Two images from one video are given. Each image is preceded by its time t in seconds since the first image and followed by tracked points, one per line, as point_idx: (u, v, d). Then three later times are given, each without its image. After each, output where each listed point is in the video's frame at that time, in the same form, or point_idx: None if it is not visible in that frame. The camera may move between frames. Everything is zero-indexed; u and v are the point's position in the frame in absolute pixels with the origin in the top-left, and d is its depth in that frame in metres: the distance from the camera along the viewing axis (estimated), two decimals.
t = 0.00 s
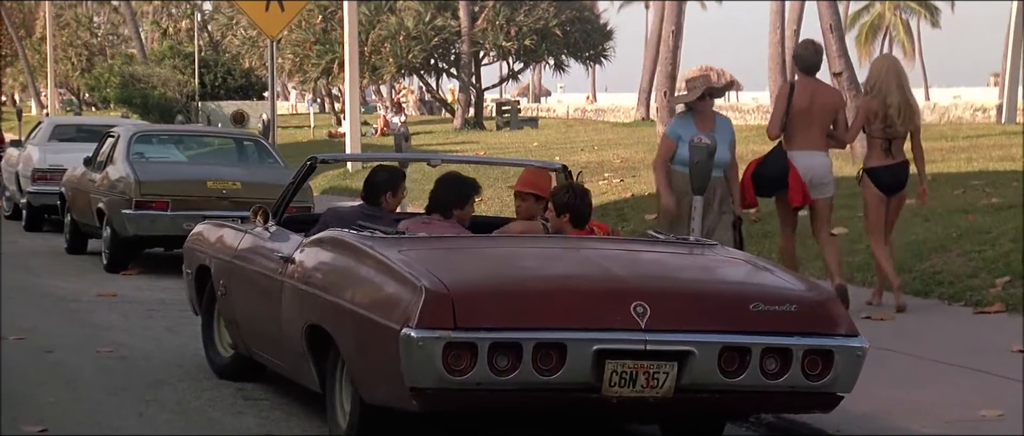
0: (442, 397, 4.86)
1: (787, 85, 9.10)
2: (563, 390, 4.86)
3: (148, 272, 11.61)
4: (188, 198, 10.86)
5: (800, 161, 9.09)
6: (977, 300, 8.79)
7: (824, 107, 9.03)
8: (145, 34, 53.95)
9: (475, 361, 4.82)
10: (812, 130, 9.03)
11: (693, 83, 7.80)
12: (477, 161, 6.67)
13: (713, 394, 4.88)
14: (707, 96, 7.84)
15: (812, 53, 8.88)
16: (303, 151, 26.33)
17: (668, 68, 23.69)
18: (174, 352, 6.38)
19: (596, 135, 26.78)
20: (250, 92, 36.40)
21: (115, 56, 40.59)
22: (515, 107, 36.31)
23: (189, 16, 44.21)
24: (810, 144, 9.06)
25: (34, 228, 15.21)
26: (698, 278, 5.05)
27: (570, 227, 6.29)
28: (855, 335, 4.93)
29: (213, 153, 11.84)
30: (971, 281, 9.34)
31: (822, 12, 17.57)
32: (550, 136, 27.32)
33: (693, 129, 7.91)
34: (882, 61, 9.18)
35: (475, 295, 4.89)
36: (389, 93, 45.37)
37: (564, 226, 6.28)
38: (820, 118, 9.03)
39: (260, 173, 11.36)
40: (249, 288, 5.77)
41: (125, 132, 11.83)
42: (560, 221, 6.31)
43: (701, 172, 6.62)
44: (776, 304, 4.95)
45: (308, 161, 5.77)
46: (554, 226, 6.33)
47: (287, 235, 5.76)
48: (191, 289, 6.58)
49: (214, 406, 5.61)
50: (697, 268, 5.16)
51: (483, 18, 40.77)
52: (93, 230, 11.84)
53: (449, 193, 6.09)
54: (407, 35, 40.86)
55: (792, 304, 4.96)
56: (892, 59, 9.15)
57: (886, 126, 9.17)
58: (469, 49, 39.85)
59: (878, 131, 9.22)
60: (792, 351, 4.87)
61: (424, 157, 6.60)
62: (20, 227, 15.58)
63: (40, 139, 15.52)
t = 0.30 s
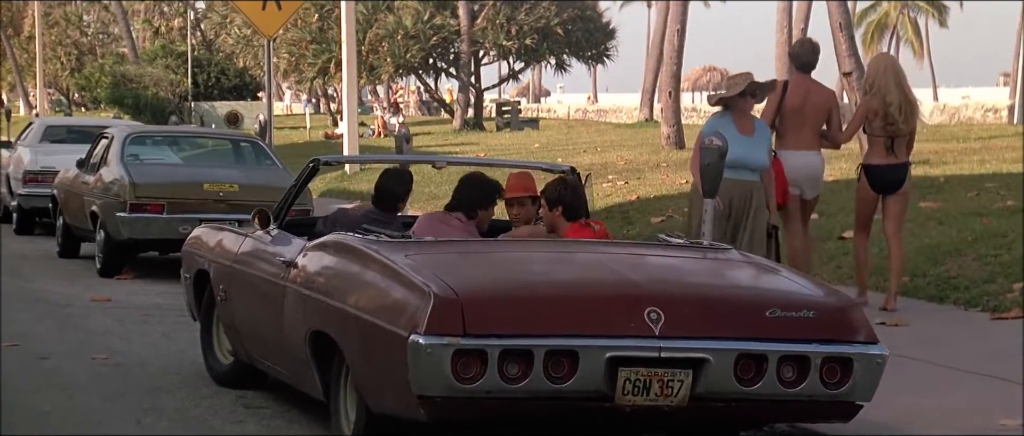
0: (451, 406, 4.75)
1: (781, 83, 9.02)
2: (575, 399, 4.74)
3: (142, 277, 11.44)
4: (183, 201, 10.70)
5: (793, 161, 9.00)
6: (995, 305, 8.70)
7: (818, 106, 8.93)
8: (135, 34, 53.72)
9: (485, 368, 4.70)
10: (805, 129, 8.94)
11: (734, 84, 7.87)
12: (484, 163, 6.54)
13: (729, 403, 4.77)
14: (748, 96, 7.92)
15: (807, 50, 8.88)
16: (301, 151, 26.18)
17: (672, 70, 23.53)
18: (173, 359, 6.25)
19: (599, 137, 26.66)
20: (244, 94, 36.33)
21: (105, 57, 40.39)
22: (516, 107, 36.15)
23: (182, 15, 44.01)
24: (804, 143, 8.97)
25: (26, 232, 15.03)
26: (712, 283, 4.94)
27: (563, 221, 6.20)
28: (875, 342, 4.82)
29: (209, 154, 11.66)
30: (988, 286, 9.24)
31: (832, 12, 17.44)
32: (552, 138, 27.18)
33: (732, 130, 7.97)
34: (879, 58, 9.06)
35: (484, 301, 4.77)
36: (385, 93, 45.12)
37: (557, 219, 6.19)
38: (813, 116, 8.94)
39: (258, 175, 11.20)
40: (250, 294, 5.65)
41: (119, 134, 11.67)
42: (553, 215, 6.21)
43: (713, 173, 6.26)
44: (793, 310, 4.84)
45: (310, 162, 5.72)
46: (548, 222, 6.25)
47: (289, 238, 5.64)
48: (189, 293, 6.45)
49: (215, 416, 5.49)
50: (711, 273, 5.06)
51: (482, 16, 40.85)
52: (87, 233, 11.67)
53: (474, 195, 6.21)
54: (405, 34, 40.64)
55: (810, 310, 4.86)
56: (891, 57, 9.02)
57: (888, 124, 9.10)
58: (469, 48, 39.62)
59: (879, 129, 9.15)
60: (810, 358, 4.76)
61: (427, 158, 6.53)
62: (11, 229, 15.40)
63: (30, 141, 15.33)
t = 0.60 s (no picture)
0: (461, 412, 4.62)
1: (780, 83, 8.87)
2: (589, 405, 4.62)
3: (140, 279, 11.27)
4: (183, 201, 10.56)
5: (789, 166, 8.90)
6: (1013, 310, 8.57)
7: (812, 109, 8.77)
8: (129, 30, 53.44)
9: (496, 372, 4.57)
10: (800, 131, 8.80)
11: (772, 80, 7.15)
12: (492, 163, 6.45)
13: (747, 409, 4.65)
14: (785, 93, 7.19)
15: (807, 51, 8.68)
16: (303, 151, 26.03)
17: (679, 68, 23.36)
18: (173, 364, 6.11)
19: (603, 136, 26.50)
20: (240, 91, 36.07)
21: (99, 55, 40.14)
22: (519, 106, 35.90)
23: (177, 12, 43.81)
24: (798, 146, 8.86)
25: (20, 233, 14.85)
26: (728, 285, 4.83)
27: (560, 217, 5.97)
28: (897, 346, 4.71)
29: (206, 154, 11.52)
30: (1006, 289, 9.11)
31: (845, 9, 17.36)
32: (556, 137, 27.02)
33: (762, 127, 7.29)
34: (876, 60, 8.82)
35: (495, 305, 4.66)
36: (385, 91, 44.92)
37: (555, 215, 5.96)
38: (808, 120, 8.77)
39: (257, 176, 11.07)
40: (253, 297, 5.52)
41: (116, 133, 11.54)
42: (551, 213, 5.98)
43: (726, 172, 6.25)
44: (812, 313, 4.73)
45: (315, 162, 5.61)
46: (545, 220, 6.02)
47: (293, 239, 5.53)
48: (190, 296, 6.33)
49: (217, 423, 5.36)
50: (727, 275, 4.94)
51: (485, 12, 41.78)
52: (82, 235, 11.50)
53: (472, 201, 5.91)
54: (405, 30, 40.30)
55: (829, 314, 4.74)
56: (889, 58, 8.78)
57: (885, 126, 8.97)
58: (470, 46, 39.40)
59: (875, 131, 9.02)
60: (830, 362, 4.65)
61: (437, 157, 6.40)
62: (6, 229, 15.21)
63: (23, 140, 15.15)
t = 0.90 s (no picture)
0: (474, 419, 4.48)
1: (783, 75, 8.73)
2: (605, 411, 4.48)
3: (137, 280, 11.10)
4: (181, 201, 10.35)
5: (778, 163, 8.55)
6: None
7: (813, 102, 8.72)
8: (122, 26, 53.18)
9: (510, 378, 4.44)
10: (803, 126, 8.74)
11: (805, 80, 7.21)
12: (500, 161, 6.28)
13: (768, 416, 4.51)
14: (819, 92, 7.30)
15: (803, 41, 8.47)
16: (306, 149, 25.86)
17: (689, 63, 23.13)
18: (173, 368, 5.95)
19: (610, 134, 26.35)
20: (237, 88, 35.93)
21: (93, 52, 39.91)
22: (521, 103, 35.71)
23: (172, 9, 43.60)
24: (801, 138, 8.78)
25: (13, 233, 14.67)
26: (749, 287, 4.70)
27: (555, 217, 5.69)
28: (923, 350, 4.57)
29: (203, 152, 11.34)
30: None
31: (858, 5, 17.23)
32: (561, 135, 26.85)
33: (801, 131, 7.33)
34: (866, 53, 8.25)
35: (510, 308, 4.52)
36: (385, 88, 44.68)
37: (549, 217, 5.68)
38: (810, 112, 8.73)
39: (257, 175, 10.88)
40: (257, 300, 5.40)
41: (112, 131, 11.34)
42: (544, 214, 5.69)
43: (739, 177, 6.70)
44: (834, 317, 4.61)
45: (319, 161, 5.47)
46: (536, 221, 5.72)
47: (298, 241, 5.40)
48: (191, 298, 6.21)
49: (218, 429, 5.21)
50: (747, 277, 4.82)
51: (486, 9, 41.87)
52: (77, 235, 11.33)
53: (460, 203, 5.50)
54: (406, 27, 40.21)
55: (853, 317, 4.61)
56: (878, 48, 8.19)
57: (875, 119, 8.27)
58: (472, 42, 39.23)
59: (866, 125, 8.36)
60: (854, 368, 4.51)
61: (443, 156, 6.25)
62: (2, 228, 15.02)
63: (16, 139, 14.96)
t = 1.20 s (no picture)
0: (482, 427, 4.35)
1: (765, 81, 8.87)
2: (616, 419, 4.36)
3: (130, 283, 10.96)
4: (176, 202, 10.21)
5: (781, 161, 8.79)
6: None
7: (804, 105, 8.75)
8: (113, 23, 52.83)
9: (518, 385, 4.32)
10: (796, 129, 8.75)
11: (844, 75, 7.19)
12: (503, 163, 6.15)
13: (783, 423, 4.40)
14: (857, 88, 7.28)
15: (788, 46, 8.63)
16: (305, 148, 25.71)
17: (694, 61, 23.01)
18: (168, 375, 5.81)
19: (612, 133, 26.17)
20: (230, 87, 35.68)
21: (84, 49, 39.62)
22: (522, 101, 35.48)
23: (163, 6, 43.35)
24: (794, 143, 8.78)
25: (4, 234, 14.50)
26: (762, 290, 4.59)
27: (565, 212, 5.73)
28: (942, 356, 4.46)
29: (196, 151, 11.16)
30: None
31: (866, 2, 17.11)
32: (562, 134, 26.72)
33: (840, 128, 7.29)
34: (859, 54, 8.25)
35: (518, 314, 4.40)
36: (381, 86, 44.44)
37: (559, 211, 5.71)
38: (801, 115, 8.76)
39: (254, 175, 10.74)
40: (256, 304, 5.27)
41: (104, 131, 11.16)
42: (553, 210, 5.72)
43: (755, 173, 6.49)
44: (851, 321, 4.49)
45: (322, 163, 5.37)
46: (546, 216, 5.75)
47: (297, 244, 5.29)
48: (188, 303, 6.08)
49: None
50: (760, 280, 4.71)
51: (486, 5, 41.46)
52: (69, 237, 11.18)
53: (462, 205, 5.34)
54: (403, 23, 40.09)
55: (871, 321, 4.50)
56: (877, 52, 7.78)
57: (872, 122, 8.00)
58: (471, 38, 39.04)
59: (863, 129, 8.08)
60: (871, 374, 4.39)
61: (446, 156, 6.14)
62: None
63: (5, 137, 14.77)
